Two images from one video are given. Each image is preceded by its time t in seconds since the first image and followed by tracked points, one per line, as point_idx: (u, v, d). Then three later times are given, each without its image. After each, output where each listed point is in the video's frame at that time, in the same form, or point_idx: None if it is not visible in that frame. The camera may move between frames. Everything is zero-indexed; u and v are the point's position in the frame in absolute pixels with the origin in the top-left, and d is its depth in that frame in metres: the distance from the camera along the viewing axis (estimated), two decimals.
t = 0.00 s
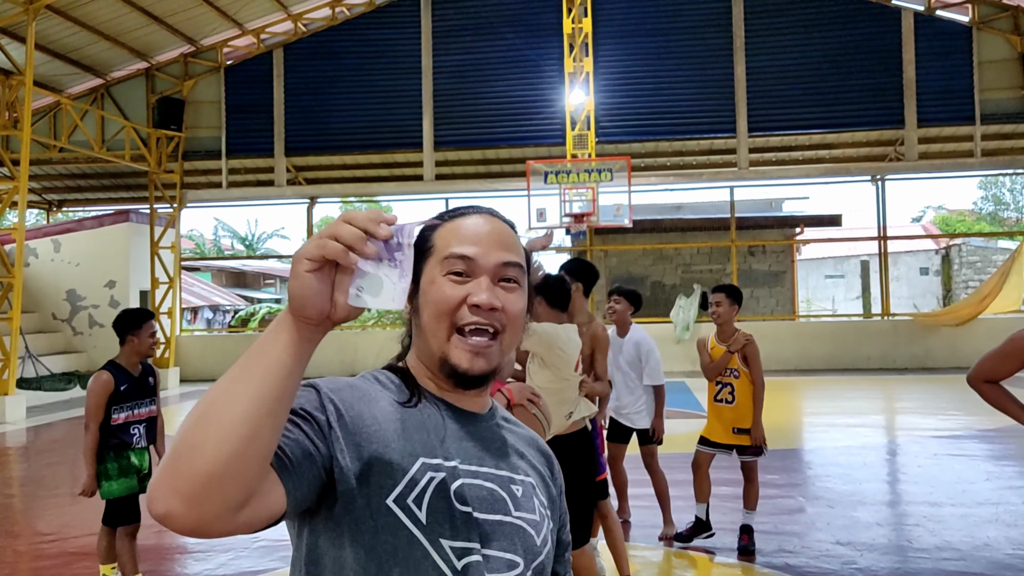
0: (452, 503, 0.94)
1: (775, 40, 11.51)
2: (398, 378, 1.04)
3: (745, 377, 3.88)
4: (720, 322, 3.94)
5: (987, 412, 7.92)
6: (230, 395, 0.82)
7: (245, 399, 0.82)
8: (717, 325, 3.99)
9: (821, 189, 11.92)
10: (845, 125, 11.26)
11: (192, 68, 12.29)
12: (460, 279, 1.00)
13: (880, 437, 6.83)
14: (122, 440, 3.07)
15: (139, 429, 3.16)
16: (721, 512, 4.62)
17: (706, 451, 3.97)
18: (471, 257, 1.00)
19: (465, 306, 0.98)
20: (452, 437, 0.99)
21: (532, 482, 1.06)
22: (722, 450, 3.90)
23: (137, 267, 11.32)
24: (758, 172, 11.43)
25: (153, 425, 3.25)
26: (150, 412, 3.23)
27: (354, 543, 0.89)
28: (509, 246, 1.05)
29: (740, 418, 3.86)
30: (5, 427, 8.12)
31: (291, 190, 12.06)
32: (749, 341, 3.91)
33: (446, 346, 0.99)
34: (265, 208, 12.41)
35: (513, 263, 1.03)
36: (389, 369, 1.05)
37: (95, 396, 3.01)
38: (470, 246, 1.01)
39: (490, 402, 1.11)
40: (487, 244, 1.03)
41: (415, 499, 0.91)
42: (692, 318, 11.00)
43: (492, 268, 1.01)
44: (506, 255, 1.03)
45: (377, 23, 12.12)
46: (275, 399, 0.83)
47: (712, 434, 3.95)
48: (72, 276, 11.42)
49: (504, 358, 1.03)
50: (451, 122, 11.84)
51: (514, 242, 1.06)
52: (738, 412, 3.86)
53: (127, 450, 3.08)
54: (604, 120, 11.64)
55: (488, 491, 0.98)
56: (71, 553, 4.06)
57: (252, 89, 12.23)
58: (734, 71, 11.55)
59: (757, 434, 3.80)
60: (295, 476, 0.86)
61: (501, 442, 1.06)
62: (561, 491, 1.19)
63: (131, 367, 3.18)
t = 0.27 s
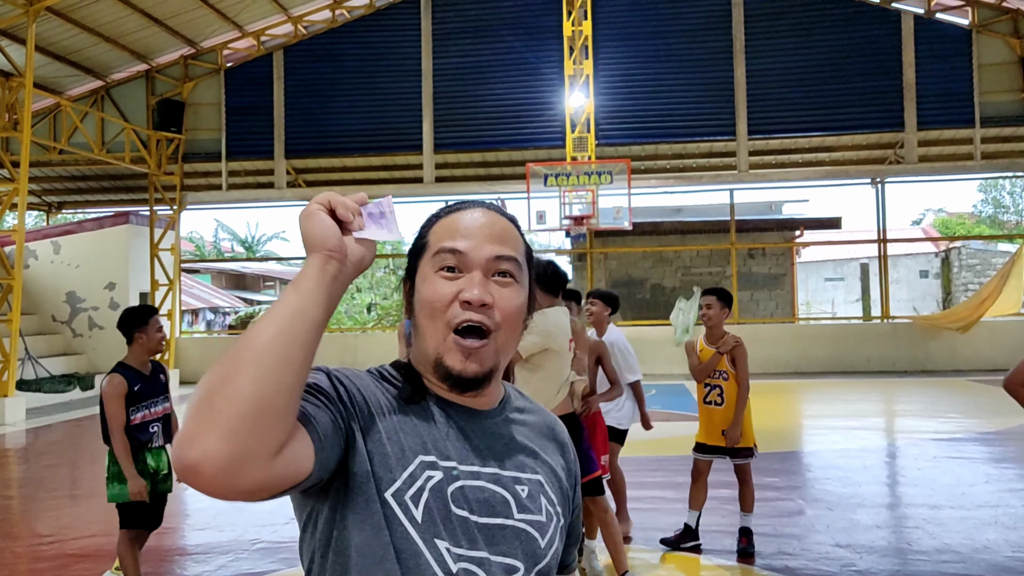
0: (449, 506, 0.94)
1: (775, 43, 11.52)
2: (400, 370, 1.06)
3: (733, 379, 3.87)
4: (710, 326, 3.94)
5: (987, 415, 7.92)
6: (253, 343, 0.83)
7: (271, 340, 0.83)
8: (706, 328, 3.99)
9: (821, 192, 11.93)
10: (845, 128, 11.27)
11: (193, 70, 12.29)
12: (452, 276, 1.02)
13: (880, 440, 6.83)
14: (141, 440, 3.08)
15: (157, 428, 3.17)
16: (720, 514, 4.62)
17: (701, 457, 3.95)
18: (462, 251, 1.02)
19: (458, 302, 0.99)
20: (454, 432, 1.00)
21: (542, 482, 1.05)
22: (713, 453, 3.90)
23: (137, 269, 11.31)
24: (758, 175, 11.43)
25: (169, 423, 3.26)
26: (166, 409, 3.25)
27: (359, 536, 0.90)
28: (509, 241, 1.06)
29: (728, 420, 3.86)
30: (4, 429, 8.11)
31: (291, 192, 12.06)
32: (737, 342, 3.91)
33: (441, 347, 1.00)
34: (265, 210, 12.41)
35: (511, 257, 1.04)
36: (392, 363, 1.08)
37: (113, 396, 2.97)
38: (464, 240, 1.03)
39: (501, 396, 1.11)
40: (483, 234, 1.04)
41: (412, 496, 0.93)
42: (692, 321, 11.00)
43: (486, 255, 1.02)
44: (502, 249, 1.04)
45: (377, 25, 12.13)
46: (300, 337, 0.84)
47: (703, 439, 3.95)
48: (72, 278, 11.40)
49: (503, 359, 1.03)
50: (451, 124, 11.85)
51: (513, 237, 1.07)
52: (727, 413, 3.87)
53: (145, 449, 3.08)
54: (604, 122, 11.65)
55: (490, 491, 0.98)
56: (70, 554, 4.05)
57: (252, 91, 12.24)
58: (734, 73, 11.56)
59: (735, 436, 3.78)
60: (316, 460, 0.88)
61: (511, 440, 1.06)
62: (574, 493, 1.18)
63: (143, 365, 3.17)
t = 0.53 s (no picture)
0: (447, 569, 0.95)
1: (775, 45, 11.53)
2: (401, 414, 1.07)
3: (711, 382, 3.89)
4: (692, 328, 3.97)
5: (988, 417, 7.90)
6: (283, 470, 0.84)
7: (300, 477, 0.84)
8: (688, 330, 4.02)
9: (821, 194, 11.93)
10: (845, 130, 11.28)
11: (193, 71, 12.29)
12: (453, 304, 1.00)
13: (880, 442, 6.82)
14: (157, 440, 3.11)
15: (172, 428, 3.21)
16: (720, 516, 4.62)
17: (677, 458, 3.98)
18: (461, 280, 1.00)
19: (460, 334, 0.98)
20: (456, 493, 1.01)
21: (551, 522, 1.05)
22: (687, 454, 3.93)
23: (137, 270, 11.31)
24: (758, 177, 11.44)
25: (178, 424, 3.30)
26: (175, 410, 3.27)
27: None
28: (509, 262, 1.05)
29: (704, 422, 3.90)
30: (4, 431, 8.10)
31: (291, 194, 12.06)
32: (718, 346, 3.93)
33: (444, 378, 1.00)
34: (265, 212, 12.42)
35: (510, 279, 1.03)
36: (396, 403, 1.09)
37: (133, 395, 2.95)
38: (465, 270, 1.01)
39: (508, 432, 1.11)
40: (486, 259, 1.03)
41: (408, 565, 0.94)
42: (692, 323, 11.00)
43: (487, 284, 1.01)
44: (501, 271, 1.03)
45: (377, 27, 12.14)
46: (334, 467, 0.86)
47: (680, 440, 3.98)
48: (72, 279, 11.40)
49: (511, 384, 1.03)
50: (452, 126, 11.86)
51: (511, 255, 1.06)
52: (702, 415, 3.90)
53: (162, 450, 3.12)
54: (605, 124, 11.66)
55: (489, 547, 0.99)
56: (71, 557, 4.05)
57: (253, 92, 12.24)
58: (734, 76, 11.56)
59: (710, 439, 3.80)
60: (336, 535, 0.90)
61: (520, 480, 1.06)
62: (590, 512, 1.19)
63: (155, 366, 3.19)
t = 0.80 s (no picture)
0: None
1: (775, 47, 11.53)
2: (403, 431, 1.06)
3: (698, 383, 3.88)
4: (681, 330, 3.98)
5: (989, 420, 7.90)
6: (247, 536, 0.84)
7: (265, 546, 0.83)
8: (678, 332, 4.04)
9: (821, 197, 11.97)
10: (845, 132, 11.29)
11: (194, 72, 12.29)
12: (460, 328, 0.99)
13: (881, 445, 6.82)
14: (177, 443, 3.08)
15: (192, 430, 3.18)
16: (720, 519, 4.61)
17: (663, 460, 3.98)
18: (468, 305, 1.00)
19: (467, 357, 0.97)
20: (461, 520, 1.01)
21: (556, 543, 1.06)
22: (670, 455, 3.91)
23: (137, 272, 11.31)
24: (759, 179, 11.44)
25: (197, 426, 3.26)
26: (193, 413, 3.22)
27: None
28: (518, 284, 1.04)
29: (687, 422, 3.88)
30: (4, 432, 8.10)
31: (292, 195, 12.06)
32: (705, 347, 3.93)
33: (451, 405, 0.99)
34: (266, 213, 12.42)
35: (518, 301, 1.02)
36: (402, 421, 1.08)
37: (155, 398, 2.96)
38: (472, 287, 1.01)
39: (512, 453, 1.10)
40: (494, 283, 1.02)
41: None
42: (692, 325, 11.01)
43: (495, 307, 1.00)
44: (510, 294, 1.02)
45: (378, 29, 12.14)
46: (300, 535, 0.84)
47: (664, 441, 3.96)
48: (72, 280, 11.39)
49: (518, 409, 1.02)
50: (452, 128, 11.86)
51: (519, 273, 1.05)
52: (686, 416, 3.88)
53: (180, 453, 3.08)
54: (605, 126, 11.66)
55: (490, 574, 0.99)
56: (71, 558, 4.05)
57: (253, 94, 12.25)
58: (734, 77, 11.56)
59: (687, 438, 3.79)
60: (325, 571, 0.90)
61: (524, 500, 1.06)
62: (593, 526, 1.20)
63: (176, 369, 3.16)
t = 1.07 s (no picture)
0: None
1: (776, 50, 11.53)
2: (397, 431, 1.05)
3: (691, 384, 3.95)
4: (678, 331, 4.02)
5: (990, 422, 7.88)
6: (237, 534, 0.80)
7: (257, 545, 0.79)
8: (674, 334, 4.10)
9: (822, 199, 11.98)
10: (846, 135, 11.30)
11: (195, 74, 12.30)
12: (460, 326, 0.99)
13: (881, 447, 6.82)
14: (200, 444, 3.03)
15: (219, 430, 3.11)
16: (721, 521, 4.61)
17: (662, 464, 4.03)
18: (468, 303, 0.99)
19: (466, 356, 0.97)
20: (456, 521, 1.00)
21: (547, 544, 1.07)
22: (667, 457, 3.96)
23: (138, 273, 11.32)
24: (760, 181, 11.45)
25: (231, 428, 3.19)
26: (223, 414, 3.16)
27: None
28: (517, 284, 1.03)
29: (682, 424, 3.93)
30: (5, 434, 8.10)
31: (292, 197, 12.06)
32: (699, 347, 3.96)
33: (448, 407, 0.99)
34: (267, 215, 12.43)
35: (516, 301, 1.02)
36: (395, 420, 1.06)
37: (175, 398, 3.00)
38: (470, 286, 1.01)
39: (503, 455, 1.10)
40: (493, 283, 1.01)
41: None
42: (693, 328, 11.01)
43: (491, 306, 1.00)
44: (509, 293, 1.01)
45: (379, 31, 12.16)
46: (293, 533, 0.81)
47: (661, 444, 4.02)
48: (73, 282, 11.40)
49: (516, 409, 1.02)
50: (453, 130, 11.87)
51: (519, 271, 1.05)
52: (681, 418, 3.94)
53: (203, 454, 3.01)
54: (606, 128, 11.67)
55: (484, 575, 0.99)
56: (71, 560, 4.04)
57: (254, 96, 12.26)
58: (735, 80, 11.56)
59: (686, 440, 3.82)
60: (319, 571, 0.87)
61: (514, 500, 1.07)
62: (578, 530, 1.20)
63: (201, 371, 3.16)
